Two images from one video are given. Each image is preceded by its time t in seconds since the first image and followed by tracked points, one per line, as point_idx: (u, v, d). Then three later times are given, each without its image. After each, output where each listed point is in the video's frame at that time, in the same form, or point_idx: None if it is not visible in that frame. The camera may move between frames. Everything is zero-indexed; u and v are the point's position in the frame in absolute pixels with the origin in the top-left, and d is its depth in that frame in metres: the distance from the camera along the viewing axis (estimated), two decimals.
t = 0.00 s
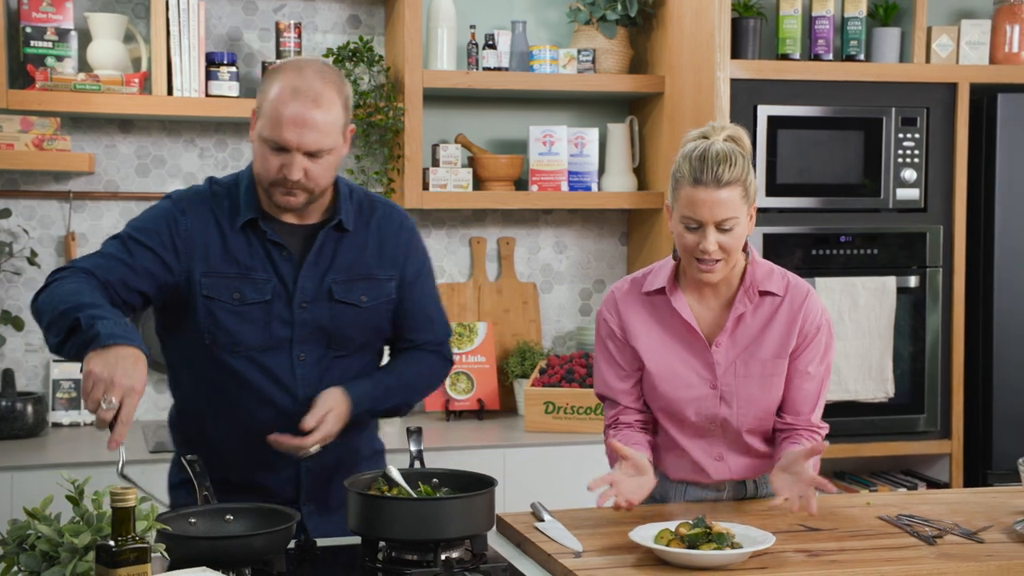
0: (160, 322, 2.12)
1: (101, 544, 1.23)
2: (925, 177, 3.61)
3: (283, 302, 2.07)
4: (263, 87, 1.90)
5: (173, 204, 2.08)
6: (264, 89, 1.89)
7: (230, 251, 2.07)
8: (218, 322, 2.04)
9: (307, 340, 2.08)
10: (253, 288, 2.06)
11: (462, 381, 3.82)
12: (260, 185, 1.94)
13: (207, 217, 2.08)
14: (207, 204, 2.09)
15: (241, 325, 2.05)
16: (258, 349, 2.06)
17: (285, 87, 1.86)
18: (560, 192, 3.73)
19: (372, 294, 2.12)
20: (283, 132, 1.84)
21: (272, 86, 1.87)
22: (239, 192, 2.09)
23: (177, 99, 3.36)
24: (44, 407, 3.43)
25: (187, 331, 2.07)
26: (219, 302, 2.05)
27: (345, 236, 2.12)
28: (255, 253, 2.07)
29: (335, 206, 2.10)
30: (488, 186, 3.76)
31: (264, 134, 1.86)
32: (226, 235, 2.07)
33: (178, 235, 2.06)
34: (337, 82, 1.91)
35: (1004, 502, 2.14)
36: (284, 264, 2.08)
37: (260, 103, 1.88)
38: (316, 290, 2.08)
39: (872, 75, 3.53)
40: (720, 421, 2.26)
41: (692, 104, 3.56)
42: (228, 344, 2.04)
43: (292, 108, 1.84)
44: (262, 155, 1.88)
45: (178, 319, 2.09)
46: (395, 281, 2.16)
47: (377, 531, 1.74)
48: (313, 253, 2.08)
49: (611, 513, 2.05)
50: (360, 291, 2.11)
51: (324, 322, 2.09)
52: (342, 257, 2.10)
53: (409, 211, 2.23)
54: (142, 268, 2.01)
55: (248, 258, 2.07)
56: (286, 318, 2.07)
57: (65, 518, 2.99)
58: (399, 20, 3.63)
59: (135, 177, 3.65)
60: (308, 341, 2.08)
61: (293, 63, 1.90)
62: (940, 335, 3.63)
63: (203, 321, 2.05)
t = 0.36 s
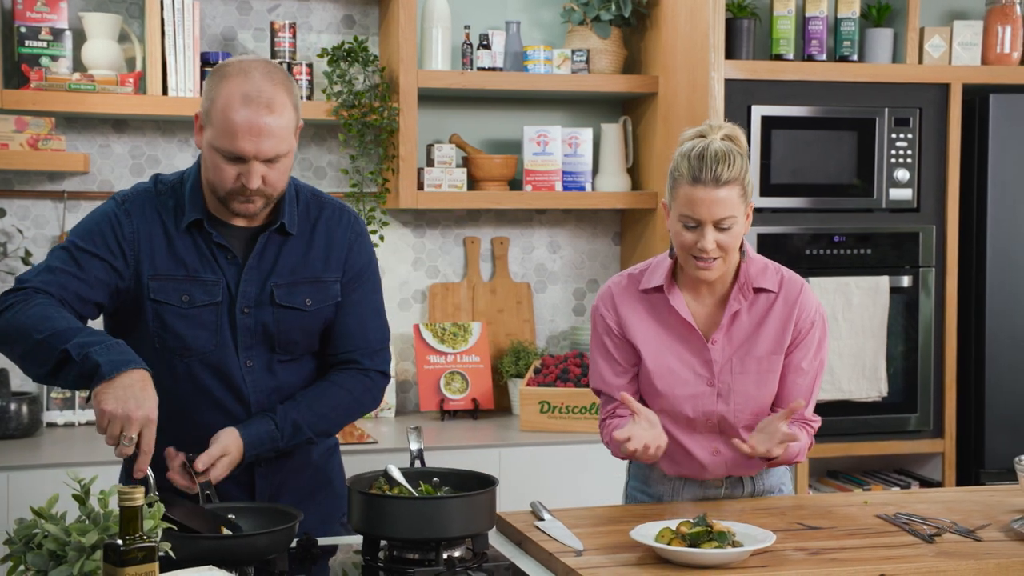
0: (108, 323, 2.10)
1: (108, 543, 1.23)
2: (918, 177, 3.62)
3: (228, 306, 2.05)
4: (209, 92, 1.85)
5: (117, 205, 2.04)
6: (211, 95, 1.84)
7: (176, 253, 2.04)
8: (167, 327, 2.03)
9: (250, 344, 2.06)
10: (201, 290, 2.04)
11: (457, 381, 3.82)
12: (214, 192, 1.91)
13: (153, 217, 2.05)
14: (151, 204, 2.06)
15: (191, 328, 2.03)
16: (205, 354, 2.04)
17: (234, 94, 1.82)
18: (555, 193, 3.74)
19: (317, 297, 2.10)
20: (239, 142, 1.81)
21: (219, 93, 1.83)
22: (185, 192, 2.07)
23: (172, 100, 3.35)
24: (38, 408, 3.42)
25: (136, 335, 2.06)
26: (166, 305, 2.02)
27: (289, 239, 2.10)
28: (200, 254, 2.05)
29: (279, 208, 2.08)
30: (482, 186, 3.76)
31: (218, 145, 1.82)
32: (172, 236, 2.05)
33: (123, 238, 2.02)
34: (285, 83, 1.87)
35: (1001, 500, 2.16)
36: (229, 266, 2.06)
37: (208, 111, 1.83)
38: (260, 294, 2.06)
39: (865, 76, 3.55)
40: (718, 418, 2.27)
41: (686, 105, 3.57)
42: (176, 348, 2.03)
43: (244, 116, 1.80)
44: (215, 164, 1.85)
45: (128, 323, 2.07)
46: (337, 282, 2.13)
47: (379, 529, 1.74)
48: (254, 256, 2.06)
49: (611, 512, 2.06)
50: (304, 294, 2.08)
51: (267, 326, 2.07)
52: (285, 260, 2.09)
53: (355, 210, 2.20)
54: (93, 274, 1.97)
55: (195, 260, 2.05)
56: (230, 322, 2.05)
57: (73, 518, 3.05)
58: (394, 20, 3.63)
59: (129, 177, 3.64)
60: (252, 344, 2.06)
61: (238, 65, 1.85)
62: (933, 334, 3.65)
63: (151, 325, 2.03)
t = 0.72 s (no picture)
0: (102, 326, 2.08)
1: (123, 542, 1.24)
2: (917, 177, 3.64)
3: (225, 307, 2.05)
4: (202, 96, 1.84)
5: (112, 205, 2.02)
6: (204, 99, 1.83)
7: (171, 254, 2.03)
8: (164, 328, 2.02)
9: (247, 346, 2.06)
10: (198, 291, 2.03)
11: (457, 381, 3.83)
12: (210, 196, 1.90)
13: (149, 217, 2.03)
14: (146, 203, 2.05)
15: (188, 330, 2.02)
16: (203, 355, 2.03)
17: (228, 98, 1.81)
18: (554, 193, 3.74)
19: (315, 300, 2.10)
20: (235, 147, 1.80)
21: (213, 96, 1.82)
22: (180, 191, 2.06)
23: (173, 99, 3.35)
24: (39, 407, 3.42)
25: (132, 337, 2.04)
26: (164, 306, 2.01)
27: (285, 241, 2.09)
28: (197, 255, 2.04)
29: (276, 210, 2.08)
30: (482, 186, 3.77)
31: (214, 150, 1.82)
32: (168, 236, 2.04)
33: (120, 238, 2.00)
34: (278, 85, 1.86)
35: (1003, 499, 2.17)
36: (225, 267, 2.06)
37: (203, 115, 1.82)
38: (257, 296, 2.06)
39: (865, 77, 3.56)
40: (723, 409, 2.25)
41: (685, 104, 3.58)
42: (173, 350, 2.02)
43: (239, 120, 1.80)
44: (211, 169, 1.84)
45: (124, 324, 2.06)
46: (335, 284, 2.13)
47: (387, 528, 1.75)
48: (251, 258, 2.06)
49: (616, 512, 2.07)
50: (301, 296, 2.09)
51: (264, 328, 2.06)
52: (281, 262, 2.09)
53: (349, 211, 2.20)
54: (90, 276, 1.96)
55: (191, 261, 2.04)
56: (228, 323, 2.05)
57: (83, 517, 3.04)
58: (394, 21, 3.64)
59: (130, 177, 3.64)
60: (249, 346, 2.06)
61: (230, 68, 1.84)
62: (932, 334, 3.66)
63: (147, 326, 2.02)
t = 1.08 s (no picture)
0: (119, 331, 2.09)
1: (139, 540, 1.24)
2: (922, 177, 3.64)
3: (242, 308, 2.05)
4: (222, 94, 1.85)
5: (125, 209, 2.02)
6: (224, 97, 1.84)
7: (187, 256, 2.04)
8: (180, 330, 2.02)
9: (264, 346, 2.07)
10: (215, 292, 2.04)
11: (463, 380, 3.84)
12: (228, 194, 1.90)
13: (164, 220, 2.04)
14: (160, 205, 2.05)
15: (204, 331, 2.03)
16: (220, 357, 2.04)
17: (249, 97, 1.81)
18: (560, 193, 3.75)
19: (331, 300, 2.11)
20: (256, 145, 1.81)
21: (233, 94, 1.82)
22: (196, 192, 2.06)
23: (180, 99, 3.35)
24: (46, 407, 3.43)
25: (148, 339, 2.05)
26: (180, 308, 2.02)
27: (301, 241, 2.10)
28: (213, 256, 2.05)
29: (292, 210, 2.09)
30: (488, 186, 3.77)
31: (234, 148, 1.82)
32: (183, 238, 2.04)
33: (134, 243, 2.01)
34: (298, 84, 1.87)
35: (1012, 499, 2.17)
36: (242, 267, 2.06)
37: (223, 113, 1.83)
38: (273, 296, 2.07)
39: (870, 77, 3.57)
40: (733, 394, 2.27)
41: (691, 104, 3.58)
42: (190, 351, 2.03)
43: (260, 119, 1.80)
44: (230, 167, 1.85)
45: (139, 327, 2.06)
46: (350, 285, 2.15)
47: (398, 527, 1.75)
48: (267, 258, 2.07)
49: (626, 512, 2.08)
50: (318, 297, 2.10)
51: (281, 329, 2.07)
52: (298, 262, 2.09)
53: (363, 212, 2.22)
54: (107, 283, 1.96)
55: (207, 263, 2.04)
56: (245, 324, 2.05)
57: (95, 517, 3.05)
58: (400, 21, 3.64)
59: (136, 177, 3.65)
60: (266, 347, 2.07)
61: (251, 66, 1.85)
62: (937, 334, 3.67)
63: (163, 328, 2.02)
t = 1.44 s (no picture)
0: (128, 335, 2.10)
1: (152, 539, 1.25)
2: (928, 177, 3.64)
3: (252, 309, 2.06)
4: (231, 93, 1.85)
5: (131, 214, 2.02)
6: (233, 96, 1.84)
7: (195, 259, 2.04)
8: (190, 334, 2.02)
9: (275, 347, 2.07)
10: (224, 294, 2.04)
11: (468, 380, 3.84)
12: (236, 194, 1.91)
13: (171, 224, 2.04)
14: (167, 209, 2.05)
15: (215, 334, 2.03)
16: (231, 359, 2.04)
17: (258, 96, 1.82)
18: (565, 193, 3.75)
19: (341, 299, 2.12)
20: (264, 145, 1.81)
21: (242, 94, 1.83)
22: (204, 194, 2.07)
23: (186, 100, 3.36)
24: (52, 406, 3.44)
25: (157, 343, 2.06)
26: (190, 311, 2.02)
27: (311, 240, 2.11)
28: (222, 259, 2.05)
29: (301, 210, 2.09)
30: (494, 186, 3.77)
31: (242, 147, 1.83)
32: (192, 241, 2.05)
33: (139, 248, 2.01)
34: (307, 85, 1.87)
35: (1019, 498, 2.18)
36: (252, 269, 2.07)
37: (231, 113, 1.84)
38: (284, 296, 2.07)
39: (875, 77, 3.57)
40: (765, 388, 2.32)
41: (697, 104, 3.59)
42: (201, 354, 2.03)
43: (268, 118, 1.81)
44: (239, 167, 1.85)
45: (149, 331, 2.07)
46: (361, 283, 2.15)
47: (407, 526, 1.76)
48: (278, 259, 2.07)
49: (634, 511, 2.08)
50: (329, 296, 2.10)
51: (292, 329, 2.08)
52: (308, 262, 2.10)
53: (374, 212, 2.23)
54: (113, 289, 1.98)
55: (215, 266, 2.05)
56: (255, 325, 2.06)
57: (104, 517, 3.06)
58: (405, 21, 3.65)
59: (142, 177, 3.65)
60: (278, 347, 2.07)
61: (260, 66, 1.85)
62: (943, 334, 3.67)
63: (173, 332, 2.03)
